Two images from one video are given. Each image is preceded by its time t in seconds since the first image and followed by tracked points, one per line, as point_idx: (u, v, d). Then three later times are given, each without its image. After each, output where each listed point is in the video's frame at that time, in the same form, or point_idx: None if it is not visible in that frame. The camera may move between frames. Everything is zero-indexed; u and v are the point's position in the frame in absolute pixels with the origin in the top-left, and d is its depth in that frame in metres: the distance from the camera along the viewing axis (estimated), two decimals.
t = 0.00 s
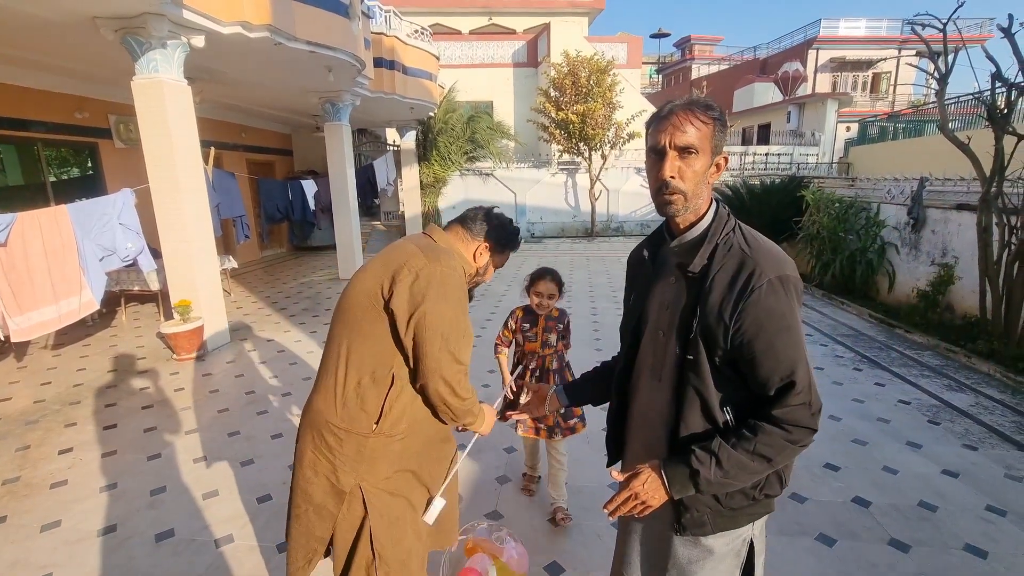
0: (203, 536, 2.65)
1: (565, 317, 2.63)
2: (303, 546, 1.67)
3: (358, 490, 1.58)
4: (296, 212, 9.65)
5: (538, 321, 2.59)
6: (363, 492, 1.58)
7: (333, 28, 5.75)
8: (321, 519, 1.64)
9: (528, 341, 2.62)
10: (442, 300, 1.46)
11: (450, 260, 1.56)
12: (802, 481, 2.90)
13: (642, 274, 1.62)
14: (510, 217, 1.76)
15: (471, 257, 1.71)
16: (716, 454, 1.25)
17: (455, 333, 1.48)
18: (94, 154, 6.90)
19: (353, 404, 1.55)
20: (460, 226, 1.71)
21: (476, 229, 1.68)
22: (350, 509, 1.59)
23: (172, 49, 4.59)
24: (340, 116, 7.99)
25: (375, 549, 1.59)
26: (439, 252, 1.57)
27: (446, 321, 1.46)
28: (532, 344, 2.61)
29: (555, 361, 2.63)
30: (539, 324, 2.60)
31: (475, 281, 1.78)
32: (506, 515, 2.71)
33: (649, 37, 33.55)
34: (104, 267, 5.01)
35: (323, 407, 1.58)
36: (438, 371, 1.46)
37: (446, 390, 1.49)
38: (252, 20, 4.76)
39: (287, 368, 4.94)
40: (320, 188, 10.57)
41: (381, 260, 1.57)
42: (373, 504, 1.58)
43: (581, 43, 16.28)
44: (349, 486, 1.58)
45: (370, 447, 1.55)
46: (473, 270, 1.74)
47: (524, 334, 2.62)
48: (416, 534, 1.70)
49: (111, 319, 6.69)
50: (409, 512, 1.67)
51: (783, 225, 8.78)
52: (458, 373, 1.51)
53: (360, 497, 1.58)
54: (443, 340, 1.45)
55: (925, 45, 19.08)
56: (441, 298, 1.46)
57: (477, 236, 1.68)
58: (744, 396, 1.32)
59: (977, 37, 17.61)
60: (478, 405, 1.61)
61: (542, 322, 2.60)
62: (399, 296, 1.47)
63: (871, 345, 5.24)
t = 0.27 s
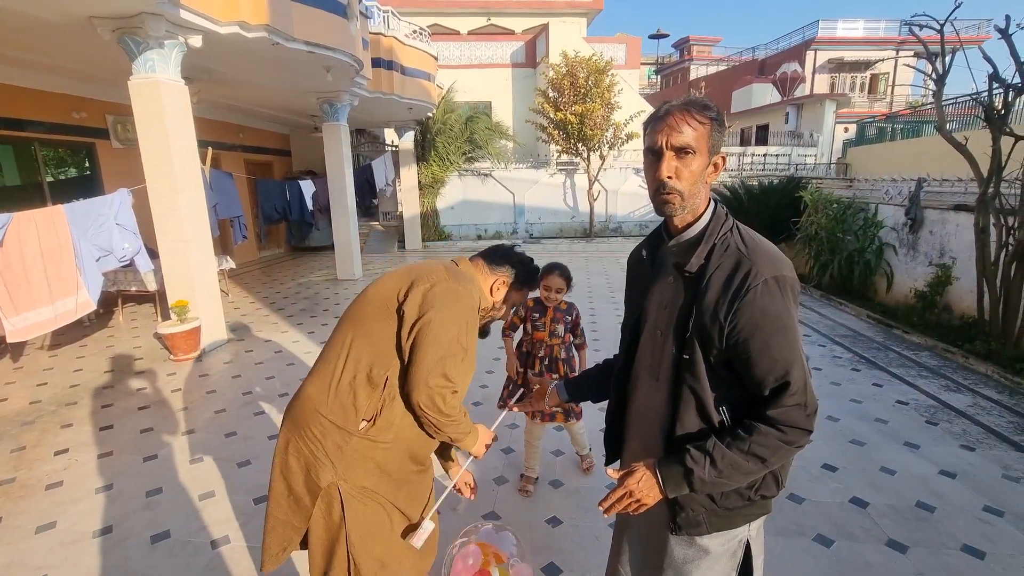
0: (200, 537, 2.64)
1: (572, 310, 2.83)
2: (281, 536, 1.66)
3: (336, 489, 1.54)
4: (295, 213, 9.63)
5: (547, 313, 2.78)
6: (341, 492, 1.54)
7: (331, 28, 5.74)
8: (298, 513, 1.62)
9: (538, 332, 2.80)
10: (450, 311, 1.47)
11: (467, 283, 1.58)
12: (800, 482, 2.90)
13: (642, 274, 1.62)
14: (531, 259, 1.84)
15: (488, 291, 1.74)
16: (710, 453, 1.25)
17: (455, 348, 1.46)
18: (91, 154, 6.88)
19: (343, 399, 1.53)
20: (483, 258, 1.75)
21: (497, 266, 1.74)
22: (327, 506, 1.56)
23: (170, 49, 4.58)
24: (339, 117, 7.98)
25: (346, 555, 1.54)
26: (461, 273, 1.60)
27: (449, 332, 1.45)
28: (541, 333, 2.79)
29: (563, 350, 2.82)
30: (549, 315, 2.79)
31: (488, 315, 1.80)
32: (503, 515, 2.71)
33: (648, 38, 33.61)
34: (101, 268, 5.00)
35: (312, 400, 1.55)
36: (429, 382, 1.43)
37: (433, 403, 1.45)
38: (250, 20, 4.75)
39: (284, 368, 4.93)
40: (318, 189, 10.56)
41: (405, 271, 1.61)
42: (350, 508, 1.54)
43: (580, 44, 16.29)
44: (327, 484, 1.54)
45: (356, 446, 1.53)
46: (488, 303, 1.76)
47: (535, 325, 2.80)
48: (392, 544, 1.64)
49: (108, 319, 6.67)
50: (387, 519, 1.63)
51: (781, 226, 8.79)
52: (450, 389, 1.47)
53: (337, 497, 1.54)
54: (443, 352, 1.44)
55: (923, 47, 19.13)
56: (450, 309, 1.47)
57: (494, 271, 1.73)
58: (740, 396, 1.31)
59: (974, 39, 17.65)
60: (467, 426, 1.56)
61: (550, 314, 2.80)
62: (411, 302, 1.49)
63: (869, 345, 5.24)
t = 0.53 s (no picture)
0: (197, 538, 2.64)
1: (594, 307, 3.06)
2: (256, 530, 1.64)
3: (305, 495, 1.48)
4: (294, 213, 9.63)
5: (570, 310, 3.03)
6: (310, 498, 1.47)
7: (330, 28, 5.74)
8: (274, 511, 1.59)
9: (560, 328, 3.05)
10: (452, 332, 1.44)
11: (478, 316, 1.55)
12: (798, 483, 2.90)
13: (641, 274, 1.63)
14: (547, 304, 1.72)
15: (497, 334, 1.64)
16: (706, 453, 1.25)
17: (451, 369, 1.43)
18: (90, 155, 6.88)
19: (331, 402, 1.50)
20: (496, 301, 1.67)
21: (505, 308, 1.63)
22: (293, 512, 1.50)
23: (169, 49, 4.58)
24: (338, 117, 7.98)
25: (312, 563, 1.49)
26: (473, 305, 1.59)
27: (447, 353, 1.42)
28: (564, 329, 3.05)
29: (584, 345, 3.06)
30: (571, 313, 3.04)
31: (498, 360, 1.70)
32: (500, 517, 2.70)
33: (647, 40, 33.67)
34: (99, 268, 4.99)
35: (301, 398, 1.53)
36: (416, 400, 1.38)
37: (417, 420, 1.40)
38: (249, 21, 4.75)
39: (283, 369, 4.92)
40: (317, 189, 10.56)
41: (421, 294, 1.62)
42: (319, 517, 1.48)
43: (579, 46, 16.31)
44: (297, 489, 1.48)
45: (338, 451, 1.49)
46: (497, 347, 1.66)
47: (558, 322, 3.05)
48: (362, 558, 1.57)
49: (107, 320, 6.67)
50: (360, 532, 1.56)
51: (780, 227, 8.80)
52: (438, 410, 1.43)
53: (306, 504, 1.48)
54: (437, 372, 1.40)
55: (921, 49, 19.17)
56: (454, 331, 1.45)
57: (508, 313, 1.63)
58: (736, 397, 1.31)
59: (973, 41, 17.69)
60: (451, 451, 1.50)
61: (573, 312, 3.05)
62: (417, 319, 1.48)
63: (867, 347, 5.24)
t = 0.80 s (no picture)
0: (195, 538, 2.63)
1: (599, 296, 3.11)
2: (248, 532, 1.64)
3: (291, 499, 1.47)
4: (294, 213, 9.63)
5: (574, 299, 3.11)
6: (296, 503, 1.46)
7: (330, 29, 5.75)
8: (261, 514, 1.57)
9: (564, 316, 3.15)
10: (450, 348, 1.45)
11: (478, 340, 1.56)
12: (797, 483, 2.90)
13: (646, 276, 1.63)
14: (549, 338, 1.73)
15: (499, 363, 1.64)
16: (703, 454, 1.25)
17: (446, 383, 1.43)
18: (90, 155, 6.89)
19: (327, 406, 1.50)
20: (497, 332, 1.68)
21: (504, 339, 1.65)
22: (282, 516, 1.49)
23: (169, 49, 4.58)
24: (338, 118, 7.98)
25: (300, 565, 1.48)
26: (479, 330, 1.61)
27: (443, 368, 1.42)
28: (568, 318, 3.14)
29: (587, 333, 3.11)
30: (575, 302, 3.12)
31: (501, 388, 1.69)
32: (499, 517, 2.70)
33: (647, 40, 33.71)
34: (98, 268, 4.98)
35: (298, 402, 1.53)
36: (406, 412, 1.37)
37: (406, 430, 1.38)
38: (249, 21, 4.75)
39: (282, 369, 4.92)
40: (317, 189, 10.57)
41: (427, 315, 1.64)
42: (308, 520, 1.48)
43: (579, 46, 16.32)
44: (282, 493, 1.47)
45: (330, 457, 1.49)
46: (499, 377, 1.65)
47: (563, 310, 3.16)
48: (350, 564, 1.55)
49: (106, 320, 6.67)
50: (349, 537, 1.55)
51: (780, 228, 8.81)
52: (428, 421, 1.41)
53: (292, 508, 1.47)
54: (429, 385, 1.39)
55: (920, 51, 19.19)
56: (453, 348, 1.46)
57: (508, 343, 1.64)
58: (735, 399, 1.31)
59: (972, 43, 17.70)
60: (441, 466, 1.48)
61: (577, 300, 3.13)
62: (419, 334, 1.50)
63: (867, 348, 5.24)
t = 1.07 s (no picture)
0: (194, 536, 2.63)
1: (596, 291, 3.12)
2: (248, 532, 1.65)
3: (292, 498, 1.47)
4: (294, 211, 9.62)
5: (572, 294, 3.12)
6: (298, 502, 1.47)
7: (331, 26, 5.74)
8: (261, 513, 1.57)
9: (562, 312, 3.15)
10: (442, 342, 1.45)
11: (472, 330, 1.56)
12: (798, 482, 2.89)
13: (649, 274, 1.62)
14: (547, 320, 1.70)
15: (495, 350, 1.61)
16: (704, 452, 1.25)
17: (438, 377, 1.42)
18: (90, 152, 6.88)
19: (322, 404, 1.50)
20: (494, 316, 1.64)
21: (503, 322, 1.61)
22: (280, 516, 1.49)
23: (169, 46, 4.57)
24: (338, 115, 7.97)
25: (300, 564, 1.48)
26: (474, 320, 1.60)
27: (434, 362, 1.41)
28: (566, 313, 3.13)
29: (586, 328, 3.11)
30: (573, 297, 3.13)
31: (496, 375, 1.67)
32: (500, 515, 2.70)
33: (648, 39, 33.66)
34: (98, 265, 4.99)
35: (292, 402, 1.52)
36: (397, 406, 1.36)
37: (397, 424, 1.37)
38: (249, 18, 4.74)
39: (282, 367, 4.92)
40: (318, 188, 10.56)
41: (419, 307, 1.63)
42: (308, 519, 1.47)
43: (580, 45, 16.30)
44: (283, 492, 1.47)
45: (327, 456, 1.48)
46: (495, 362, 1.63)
47: (561, 305, 3.16)
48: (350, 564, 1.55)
49: (106, 317, 6.66)
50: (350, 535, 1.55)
51: (780, 227, 8.79)
52: (420, 416, 1.41)
53: (293, 507, 1.47)
54: (421, 379, 1.39)
55: (922, 50, 19.15)
56: (446, 340, 1.46)
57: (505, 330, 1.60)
58: (735, 397, 1.30)
59: (974, 42, 17.66)
60: (435, 462, 1.48)
61: (574, 296, 3.13)
62: (411, 328, 1.49)
63: (868, 346, 5.24)
